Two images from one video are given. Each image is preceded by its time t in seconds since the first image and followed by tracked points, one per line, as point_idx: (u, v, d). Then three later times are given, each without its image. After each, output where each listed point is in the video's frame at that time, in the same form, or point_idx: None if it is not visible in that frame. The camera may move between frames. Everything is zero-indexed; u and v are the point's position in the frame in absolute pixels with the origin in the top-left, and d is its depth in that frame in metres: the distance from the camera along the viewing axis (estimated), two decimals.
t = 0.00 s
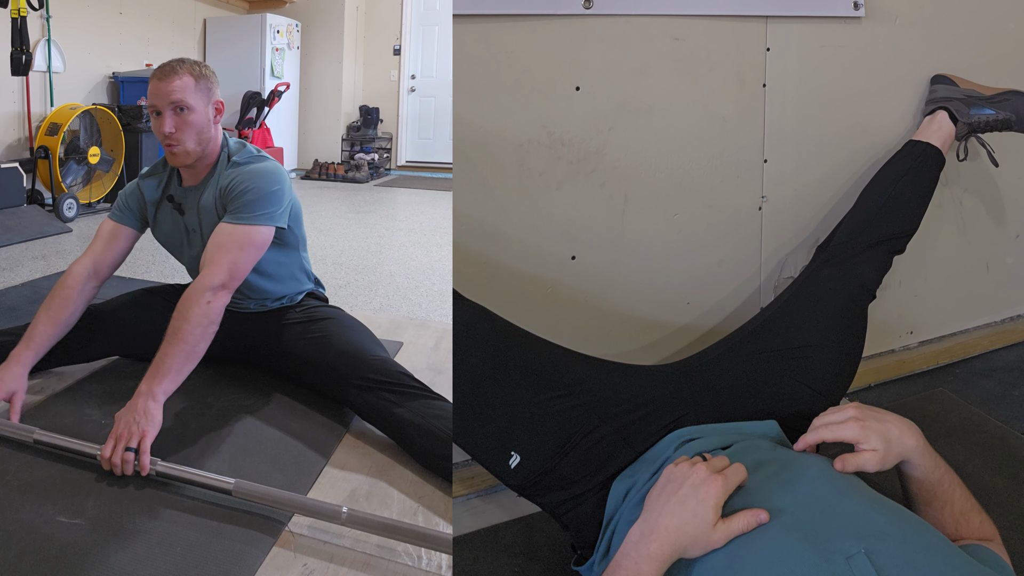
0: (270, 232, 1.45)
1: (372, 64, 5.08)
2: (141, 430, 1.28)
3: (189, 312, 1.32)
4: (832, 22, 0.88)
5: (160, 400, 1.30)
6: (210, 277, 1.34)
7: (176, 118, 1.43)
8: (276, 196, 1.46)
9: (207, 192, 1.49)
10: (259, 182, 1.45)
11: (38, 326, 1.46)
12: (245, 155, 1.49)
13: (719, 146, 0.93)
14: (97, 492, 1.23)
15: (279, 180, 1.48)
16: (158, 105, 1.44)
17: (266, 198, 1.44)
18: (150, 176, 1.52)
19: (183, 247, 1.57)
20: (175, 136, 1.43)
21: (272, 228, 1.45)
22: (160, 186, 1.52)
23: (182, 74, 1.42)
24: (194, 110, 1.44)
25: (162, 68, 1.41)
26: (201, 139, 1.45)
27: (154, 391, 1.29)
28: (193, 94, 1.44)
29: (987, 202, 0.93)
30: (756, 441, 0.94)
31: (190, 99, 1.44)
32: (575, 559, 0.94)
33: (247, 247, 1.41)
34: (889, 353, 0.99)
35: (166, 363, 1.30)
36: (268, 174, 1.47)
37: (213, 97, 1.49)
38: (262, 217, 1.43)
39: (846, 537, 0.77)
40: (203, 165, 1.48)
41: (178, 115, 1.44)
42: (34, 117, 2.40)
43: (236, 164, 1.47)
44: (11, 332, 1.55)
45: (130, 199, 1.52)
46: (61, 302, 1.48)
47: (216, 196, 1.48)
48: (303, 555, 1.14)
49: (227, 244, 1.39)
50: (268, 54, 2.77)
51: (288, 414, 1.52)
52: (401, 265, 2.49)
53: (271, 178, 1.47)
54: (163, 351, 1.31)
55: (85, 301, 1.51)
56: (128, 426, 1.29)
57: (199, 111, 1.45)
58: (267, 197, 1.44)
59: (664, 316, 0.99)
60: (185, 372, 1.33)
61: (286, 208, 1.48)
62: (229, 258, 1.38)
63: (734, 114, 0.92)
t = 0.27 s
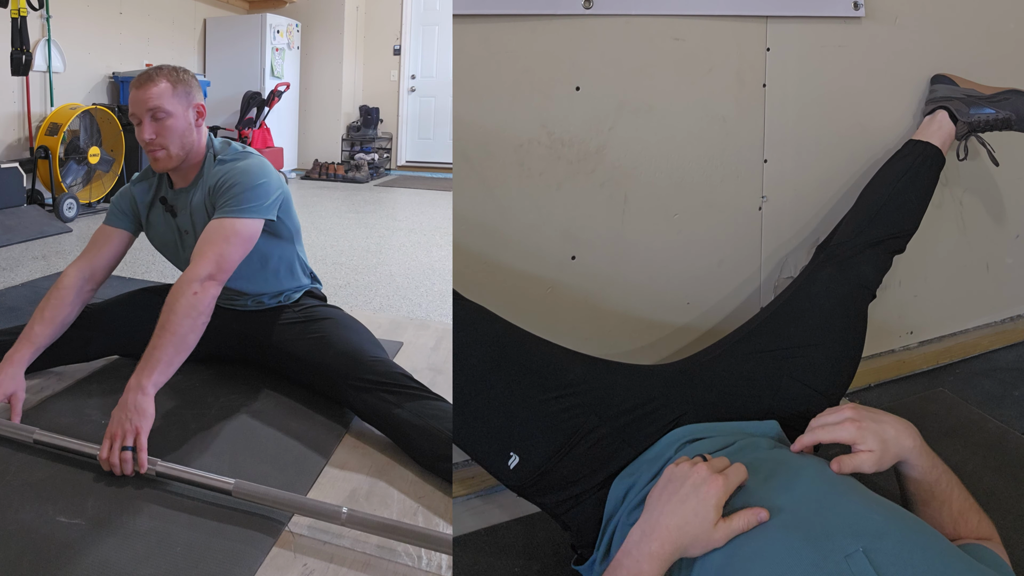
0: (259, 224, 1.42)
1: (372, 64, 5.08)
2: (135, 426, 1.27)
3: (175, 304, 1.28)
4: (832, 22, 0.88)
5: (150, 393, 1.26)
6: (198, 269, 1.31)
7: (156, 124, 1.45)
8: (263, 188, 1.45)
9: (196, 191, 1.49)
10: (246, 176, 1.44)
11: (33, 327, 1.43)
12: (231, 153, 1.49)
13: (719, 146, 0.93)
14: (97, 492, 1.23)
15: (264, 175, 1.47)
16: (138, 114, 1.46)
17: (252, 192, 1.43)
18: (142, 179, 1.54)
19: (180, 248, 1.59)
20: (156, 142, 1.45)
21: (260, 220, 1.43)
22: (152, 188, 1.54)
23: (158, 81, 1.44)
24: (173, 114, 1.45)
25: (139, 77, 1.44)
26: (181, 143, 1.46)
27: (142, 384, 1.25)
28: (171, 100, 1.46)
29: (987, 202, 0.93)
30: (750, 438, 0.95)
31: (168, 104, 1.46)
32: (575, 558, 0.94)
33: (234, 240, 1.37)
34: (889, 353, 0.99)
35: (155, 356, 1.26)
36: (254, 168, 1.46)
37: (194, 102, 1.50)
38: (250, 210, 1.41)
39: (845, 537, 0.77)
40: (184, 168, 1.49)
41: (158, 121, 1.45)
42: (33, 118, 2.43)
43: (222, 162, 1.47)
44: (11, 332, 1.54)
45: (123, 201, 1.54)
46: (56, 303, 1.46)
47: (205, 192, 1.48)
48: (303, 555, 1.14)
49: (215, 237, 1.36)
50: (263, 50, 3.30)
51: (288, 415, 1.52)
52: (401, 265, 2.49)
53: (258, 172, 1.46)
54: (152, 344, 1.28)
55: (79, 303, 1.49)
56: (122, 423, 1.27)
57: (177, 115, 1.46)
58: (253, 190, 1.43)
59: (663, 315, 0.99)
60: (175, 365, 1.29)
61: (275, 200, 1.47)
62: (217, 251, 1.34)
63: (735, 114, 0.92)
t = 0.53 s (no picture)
0: (245, 221, 1.42)
1: (372, 64, 5.09)
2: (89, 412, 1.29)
3: (154, 302, 1.29)
4: (832, 23, 0.88)
5: (116, 386, 1.29)
6: (180, 268, 1.30)
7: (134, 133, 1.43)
8: (249, 186, 1.44)
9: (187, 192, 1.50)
10: (233, 175, 1.44)
11: (27, 328, 1.42)
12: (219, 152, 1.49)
13: (719, 147, 0.93)
14: (97, 492, 1.23)
15: (252, 172, 1.46)
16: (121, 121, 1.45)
17: (238, 189, 1.42)
18: (133, 182, 1.54)
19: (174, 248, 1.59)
20: (133, 150, 1.44)
21: (247, 218, 1.42)
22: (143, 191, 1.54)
23: (139, 89, 1.42)
24: (150, 124, 1.42)
25: (123, 85, 1.43)
26: (157, 152, 1.44)
27: (110, 375, 1.28)
28: (150, 109, 1.43)
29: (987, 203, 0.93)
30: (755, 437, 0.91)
31: (146, 113, 1.42)
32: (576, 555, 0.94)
33: (216, 237, 1.36)
34: (888, 353, 0.97)
35: (126, 351, 1.29)
36: (240, 167, 1.46)
37: (176, 111, 1.46)
38: (235, 208, 1.40)
39: (841, 522, 0.80)
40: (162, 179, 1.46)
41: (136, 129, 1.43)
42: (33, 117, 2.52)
43: (210, 161, 1.47)
44: (11, 332, 1.54)
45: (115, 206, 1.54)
46: (50, 304, 1.45)
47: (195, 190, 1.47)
48: (303, 555, 1.15)
49: (200, 235, 1.35)
50: (267, 52, 3.54)
51: (288, 415, 1.53)
52: (401, 266, 2.49)
53: (245, 171, 1.46)
54: (126, 338, 1.30)
55: (74, 305, 1.49)
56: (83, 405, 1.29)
57: (156, 125, 1.43)
58: (239, 188, 1.42)
59: (664, 314, 0.97)
60: (147, 360, 1.32)
61: (263, 198, 1.47)
62: (200, 248, 1.33)
63: (735, 114, 0.92)
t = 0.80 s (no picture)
0: (232, 227, 1.40)
1: (372, 64, 5.09)
2: (77, 415, 1.28)
3: (140, 308, 1.28)
4: (832, 23, 0.88)
5: (101, 389, 1.27)
6: (168, 274, 1.29)
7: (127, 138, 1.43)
8: (238, 192, 1.43)
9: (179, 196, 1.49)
10: (221, 180, 1.42)
11: (27, 327, 1.42)
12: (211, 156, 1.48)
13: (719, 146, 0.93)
14: (97, 492, 1.23)
15: (243, 177, 1.45)
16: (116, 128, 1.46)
17: (228, 195, 1.41)
18: (128, 184, 1.54)
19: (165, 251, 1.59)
20: (125, 155, 1.44)
21: (236, 224, 1.41)
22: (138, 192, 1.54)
23: (130, 96, 1.43)
24: (140, 128, 1.41)
25: (114, 93, 1.44)
26: (148, 156, 1.43)
27: (97, 379, 1.27)
28: (141, 114, 1.43)
29: (986, 203, 0.93)
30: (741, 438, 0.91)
31: (137, 118, 1.42)
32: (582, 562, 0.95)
33: (205, 244, 1.35)
34: (888, 353, 0.94)
35: (112, 355, 1.27)
36: (229, 171, 1.44)
37: (166, 114, 1.45)
38: (223, 214, 1.39)
39: (831, 516, 0.83)
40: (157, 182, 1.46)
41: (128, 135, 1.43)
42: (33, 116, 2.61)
43: (203, 165, 1.46)
44: (11, 332, 1.54)
45: (111, 207, 1.54)
46: (51, 303, 1.45)
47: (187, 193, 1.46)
48: (303, 555, 1.15)
49: (188, 241, 1.34)
50: (267, 52, 3.72)
51: (288, 415, 1.53)
52: (401, 266, 2.49)
53: (235, 175, 1.44)
54: (111, 342, 1.28)
55: (74, 304, 1.49)
56: (67, 408, 1.30)
57: (146, 128, 1.42)
58: (228, 194, 1.41)
59: (665, 313, 0.95)
60: (132, 363, 1.31)
61: (254, 203, 1.46)
62: (188, 255, 1.32)
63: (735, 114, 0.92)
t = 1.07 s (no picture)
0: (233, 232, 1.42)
1: (372, 64, 5.08)
2: (75, 415, 1.31)
3: (140, 310, 1.31)
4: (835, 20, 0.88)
5: (100, 391, 1.33)
6: (169, 276, 1.33)
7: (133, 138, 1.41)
8: (241, 196, 1.44)
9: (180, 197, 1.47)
10: (223, 184, 1.42)
11: (32, 324, 1.45)
12: (215, 158, 1.46)
13: (719, 144, 0.93)
14: (97, 492, 1.22)
15: (247, 181, 1.46)
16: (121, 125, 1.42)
17: (230, 199, 1.42)
18: (131, 181, 1.52)
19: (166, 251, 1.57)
20: (131, 155, 1.42)
21: (237, 228, 1.44)
22: (140, 191, 1.51)
23: (133, 94, 1.38)
24: (148, 129, 1.39)
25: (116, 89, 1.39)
26: (155, 157, 1.42)
27: (94, 379, 1.32)
28: (147, 112, 1.40)
29: (987, 199, 0.93)
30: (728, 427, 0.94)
31: (143, 118, 1.39)
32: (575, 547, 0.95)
33: (206, 248, 1.38)
34: (887, 351, 0.98)
35: (111, 356, 1.32)
36: (229, 175, 1.43)
37: (172, 112, 1.42)
38: (226, 219, 1.41)
39: (839, 522, 0.77)
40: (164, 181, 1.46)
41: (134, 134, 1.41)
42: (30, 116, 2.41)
43: (205, 167, 1.44)
44: (10, 331, 1.54)
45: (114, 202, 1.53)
46: (55, 301, 1.48)
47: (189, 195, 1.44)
48: (303, 555, 1.14)
49: (187, 244, 1.36)
50: (267, 52, 3.59)
51: (288, 415, 1.52)
52: (402, 265, 2.48)
53: (237, 179, 1.44)
54: (109, 343, 1.33)
55: (80, 301, 1.51)
56: (65, 409, 1.32)
57: (153, 129, 1.40)
58: (230, 198, 1.42)
59: (671, 300, 0.99)
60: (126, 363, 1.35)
61: (256, 207, 1.47)
62: (189, 258, 1.35)
63: (736, 112, 0.93)
